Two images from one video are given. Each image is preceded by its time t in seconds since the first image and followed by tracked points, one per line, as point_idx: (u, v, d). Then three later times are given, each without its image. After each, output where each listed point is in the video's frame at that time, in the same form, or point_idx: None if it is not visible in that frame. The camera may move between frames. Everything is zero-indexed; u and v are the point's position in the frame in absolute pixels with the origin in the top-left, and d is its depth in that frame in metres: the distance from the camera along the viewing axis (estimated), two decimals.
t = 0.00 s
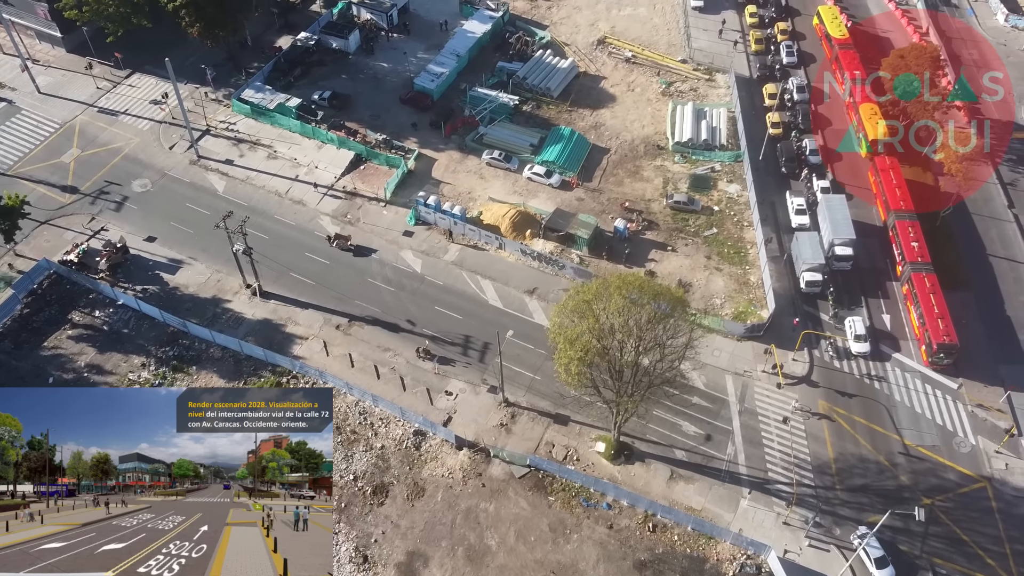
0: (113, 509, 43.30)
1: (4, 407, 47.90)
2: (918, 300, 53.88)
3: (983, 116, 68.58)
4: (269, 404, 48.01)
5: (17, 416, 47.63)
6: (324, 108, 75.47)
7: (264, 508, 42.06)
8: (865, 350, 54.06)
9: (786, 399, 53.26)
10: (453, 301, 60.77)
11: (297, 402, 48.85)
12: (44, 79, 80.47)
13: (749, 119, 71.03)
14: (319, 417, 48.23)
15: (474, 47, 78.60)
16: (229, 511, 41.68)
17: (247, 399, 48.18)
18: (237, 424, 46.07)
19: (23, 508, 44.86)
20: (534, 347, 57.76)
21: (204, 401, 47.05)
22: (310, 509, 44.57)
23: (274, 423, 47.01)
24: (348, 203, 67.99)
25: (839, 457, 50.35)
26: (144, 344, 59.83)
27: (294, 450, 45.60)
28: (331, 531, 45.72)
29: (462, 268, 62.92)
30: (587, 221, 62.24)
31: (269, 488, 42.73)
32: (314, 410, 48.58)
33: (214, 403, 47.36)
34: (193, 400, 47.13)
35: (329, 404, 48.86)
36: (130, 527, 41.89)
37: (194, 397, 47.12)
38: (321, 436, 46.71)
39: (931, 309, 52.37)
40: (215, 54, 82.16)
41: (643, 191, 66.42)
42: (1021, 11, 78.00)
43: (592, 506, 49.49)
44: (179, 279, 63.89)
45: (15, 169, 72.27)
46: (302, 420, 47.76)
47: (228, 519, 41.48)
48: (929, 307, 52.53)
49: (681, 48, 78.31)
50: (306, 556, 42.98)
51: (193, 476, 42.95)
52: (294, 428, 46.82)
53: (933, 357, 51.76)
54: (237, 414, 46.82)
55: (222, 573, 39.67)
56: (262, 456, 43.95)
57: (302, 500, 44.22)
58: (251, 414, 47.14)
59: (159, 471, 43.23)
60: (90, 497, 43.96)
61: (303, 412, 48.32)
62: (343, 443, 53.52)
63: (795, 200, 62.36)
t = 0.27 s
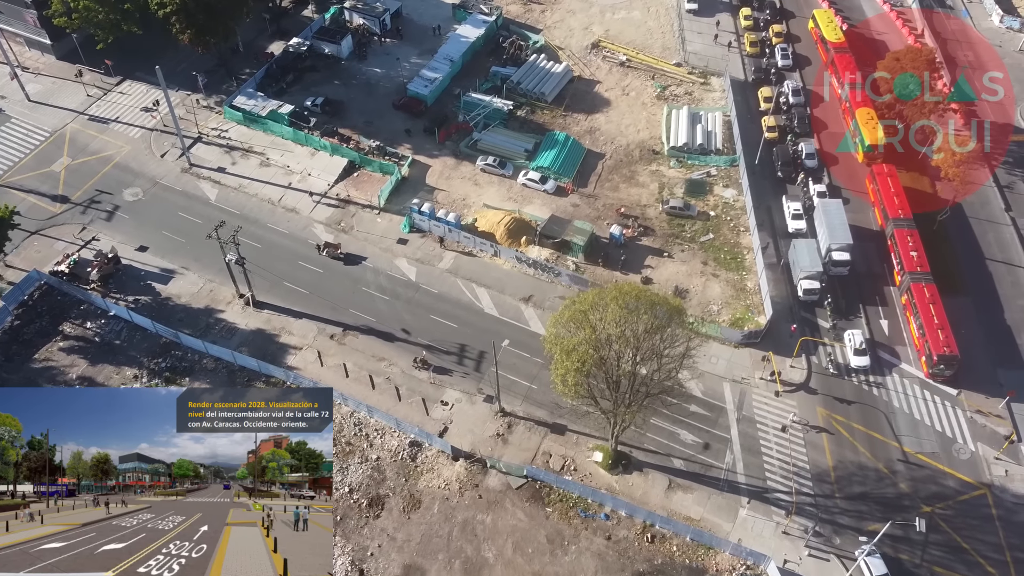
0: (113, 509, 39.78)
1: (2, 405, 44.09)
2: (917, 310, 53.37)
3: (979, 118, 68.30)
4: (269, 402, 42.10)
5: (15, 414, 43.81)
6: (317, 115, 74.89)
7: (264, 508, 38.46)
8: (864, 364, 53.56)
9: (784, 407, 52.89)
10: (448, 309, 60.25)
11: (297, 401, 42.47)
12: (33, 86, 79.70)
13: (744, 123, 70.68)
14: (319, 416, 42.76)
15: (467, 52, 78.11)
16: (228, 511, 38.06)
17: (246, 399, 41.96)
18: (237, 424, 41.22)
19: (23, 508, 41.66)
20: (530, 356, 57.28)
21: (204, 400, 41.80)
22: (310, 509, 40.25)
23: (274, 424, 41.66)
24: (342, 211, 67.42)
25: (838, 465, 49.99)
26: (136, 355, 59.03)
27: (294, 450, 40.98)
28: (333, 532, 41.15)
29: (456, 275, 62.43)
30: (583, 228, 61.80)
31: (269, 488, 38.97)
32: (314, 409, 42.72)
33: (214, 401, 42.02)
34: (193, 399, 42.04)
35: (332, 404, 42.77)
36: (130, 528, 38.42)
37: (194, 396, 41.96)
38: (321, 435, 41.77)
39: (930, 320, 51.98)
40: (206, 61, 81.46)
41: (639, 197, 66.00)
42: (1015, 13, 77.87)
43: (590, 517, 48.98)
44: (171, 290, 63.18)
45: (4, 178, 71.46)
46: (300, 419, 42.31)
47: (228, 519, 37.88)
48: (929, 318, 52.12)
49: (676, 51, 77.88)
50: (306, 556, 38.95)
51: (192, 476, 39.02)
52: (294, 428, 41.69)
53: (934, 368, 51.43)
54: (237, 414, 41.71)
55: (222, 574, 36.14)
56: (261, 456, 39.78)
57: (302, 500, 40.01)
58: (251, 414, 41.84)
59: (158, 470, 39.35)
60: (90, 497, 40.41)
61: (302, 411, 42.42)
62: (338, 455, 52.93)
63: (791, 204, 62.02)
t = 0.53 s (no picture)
0: (113, 508, 38.87)
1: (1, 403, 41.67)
2: (918, 323, 52.81)
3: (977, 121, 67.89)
4: (269, 403, 40.98)
5: (14, 413, 41.52)
6: (310, 122, 74.27)
7: (264, 508, 37.75)
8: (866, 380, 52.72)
9: (784, 416, 52.43)
10: (444, 319, 59.66)
11: (297, 401, 40.97)
12: (24, 94, 78.91)
13: (741, 128, 70.25)
14: (320, 416, 41.49)
15: (462, 58, 77.52)
16: (228, 511, 37.45)
17: (246, 399, 40.76)
18: (237, 425, 40.33)
19: (23, 508, 40.00)
20: (527, 365, 56.75)
21: (204, 401, 40.40)
22: (310, 509, 39.28)
23: (274, 424, 40.72)
24: (336, 220, 66.82)
25: (838, 474, 49.57)
26: (128, 367, 58.22)
27: (294, 450, 40.10)
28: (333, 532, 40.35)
29: (452, 284, 61.86)
30: (580, 235, 61.24)
31: (269, 488, 38.28)
32: (314, 409, 41.32)
33: (215, 401, 40.67)
34: (194, 399, 40.73)
35: (332, 404, 41.36)
36: (130, 528, 37.66)
37: (194, 396, 40.57)
38: (322, 435, 40.82)
39: (932, 332, 51.47)
40: (198, 68, 80.76)
41: (635, 203, 65.52)
42: (1012, 15, 77.55)
43: (589, 529, 48.44)
44: (164, 301, 62.49)
45: None
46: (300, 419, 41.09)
47: (228, 519, 37.29)
48: (931, 330, 51.62)
49: (671, 55, 77.42)
50: (306, 556, 38.27)
51: (192, 476, 38.33)
52: (293, 428, 40.66)
53: (936, 382, 50.75)
54: (237, 414, 40.60)
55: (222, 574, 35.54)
56: (262, 456, 39.15)
57: (302, 500, 39.12)
58: (250, 415, 40.84)
59: (158, 470, 38.50)
60: (91, 497, 39.35)
61: (301, 412, 41.06)
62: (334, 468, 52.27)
63: (789, 210, 61.61)
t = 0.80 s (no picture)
0: (113, 509, 38.88)
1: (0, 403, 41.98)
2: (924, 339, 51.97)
3: (980, 126, 67.23)
4: (269, 403, 41.35)
5: (14, 414, 41.76)
6: (308, 129, 73.69)
7: (264, 508, 37.92)
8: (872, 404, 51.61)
9: (786, 428, 51.87)
10: (443, 329, 59.07)
11: (297, 401, 41.21)
12: (19, 102, 78.31)
13: (742, 134, 69.70)
14: (319, 416, 41.46)
15: (460, 63, 76.92)
16: (228, 511, 37.44)
17: (246, 399, 41.35)
18: (237, 425, 40.43)
19: (24, 508, 40.30)
20: (527, 377, 56.15)
21: (204, 400, 40.45)
22: (310, 509, 39.66)
23: (275, 424, 40.90)
24: (334, 228, 66.24)
25: (842, 487, 49.00)
26: (124, 379, 57.45)
27: (294, 450, 40.07)
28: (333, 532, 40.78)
29: (451, 294, 61.28)
30: (580, 244, 60.71)
31: (269, 488, 38.43)
32: (314, 409, 41.22)
33: (215, 402, 40.95)
34: (194, 399, 40.74)
35: (332, 404, 41.24)
36: (130, 528, 37.66)
37: (194, 396, 40.58)
38: (322, 435, 40.78)
39: (938, 349, 50.70)
40: (194, 75, 80.10)
41: (636, 211, 64.96)
42: (1014, 19, 77.03)
43: (589, 544, 47.78)
44: (160, 311, 61.88)
45: None
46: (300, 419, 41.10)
47: (228, 519, 37.32)
48: (936, 346, 50.88)
49: (671, 61, 76.87)
50: (306, 557, 38.59)
51: (192, 476, 38.29)
52: (294, 428, 40.79)
53: (943, 401, 49.99)
54: (238, 414, 40.81)
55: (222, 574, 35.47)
56: (262, 455, 39.18)
57: (302, 500, 39.38)
58: (251, 415, 41.14)
59: (158, 470, 38.41)
60: (91, 497, 39.51)
61: (301, 411, 41.15)
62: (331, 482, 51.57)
63: (790, 218, 61.07)
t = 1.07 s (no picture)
0: (113, 509, 41.94)
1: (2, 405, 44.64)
2: (930, 356, 51.24)
3: (983, 134, 66.71)
4: (269, 403, 45.60)
5: (14, 414, 44.52)
6: (306, 137, 73.08)
7: (264, 508, 41.24)
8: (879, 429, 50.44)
9: (789, 442, 51.21)
10: (442, 341, 58.47)
11: (297, 401, 45.70)
12: (14, 110, 77.70)
13: (743, 142, 69.09)
14: (319, 416, 45.92)
15: (459, 70, 76.31)
16: (229, 511, 40.52)
17: (246, 400, 45.58)
18: (237, 424, 44.17)
19: (23, 508, 43.20)
20: (527, 389, 55.51)
21: (204, 401, 44.55)
22: (310, 509, 43.36)
23: (274, 423, 44.79)
24: (332, 238, 65.65)
25: (846, 502, 48.38)
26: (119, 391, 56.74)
27: (294, 450, 43.64)
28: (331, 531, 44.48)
29: (450, 305, 60.66)
30: (580, 254, 60.11)
31: (269, 488, 41.83)
32: (314, 410, 45.88)
33: (214, 402, 45.01)
34: (193, 399, 44.73)
35: (331, 404, 46.25)
36: (130, 527, 40.45)
37: (194, 397, 44.66)
38: (322, 435, 44.56)
39: (945, 369, 49.77)
40: (191, 82, 79.38)
41: (636, 220, 64.37)
42: (1017, 24, 76.41)
43: (590, 560, 47.05)
44: (156, 322, 61.28)
45: None
46: (301, 419, 45.24)
47: (228, 519, 40.37)
48: (943, 367, 49.92)
49: (672, 67, 76.28)
50: (306, 557, 41.63)
51: (192, 476, 41.52)
52: (294, 428, 44.52)
53: (950, 422, 49.08)
54: (238, 414, 44.81)
55: (222, 573, 38.13)
56: (262, 456, 42.51)
57: (302, 500, 43.15)
58: (251, 414, 45.13)
59: (159, 470, 41.59)
60: (91, 497, 42.66)
61: (302, 411, 45.53)
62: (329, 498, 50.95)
63: (792, 227, 60.45)
